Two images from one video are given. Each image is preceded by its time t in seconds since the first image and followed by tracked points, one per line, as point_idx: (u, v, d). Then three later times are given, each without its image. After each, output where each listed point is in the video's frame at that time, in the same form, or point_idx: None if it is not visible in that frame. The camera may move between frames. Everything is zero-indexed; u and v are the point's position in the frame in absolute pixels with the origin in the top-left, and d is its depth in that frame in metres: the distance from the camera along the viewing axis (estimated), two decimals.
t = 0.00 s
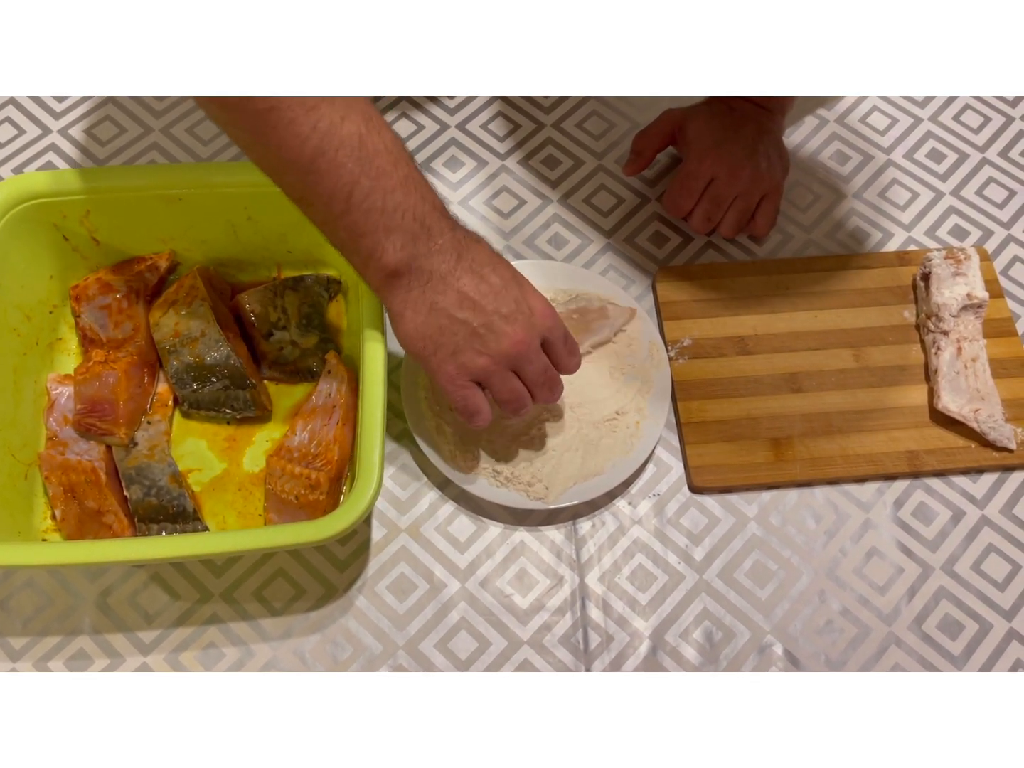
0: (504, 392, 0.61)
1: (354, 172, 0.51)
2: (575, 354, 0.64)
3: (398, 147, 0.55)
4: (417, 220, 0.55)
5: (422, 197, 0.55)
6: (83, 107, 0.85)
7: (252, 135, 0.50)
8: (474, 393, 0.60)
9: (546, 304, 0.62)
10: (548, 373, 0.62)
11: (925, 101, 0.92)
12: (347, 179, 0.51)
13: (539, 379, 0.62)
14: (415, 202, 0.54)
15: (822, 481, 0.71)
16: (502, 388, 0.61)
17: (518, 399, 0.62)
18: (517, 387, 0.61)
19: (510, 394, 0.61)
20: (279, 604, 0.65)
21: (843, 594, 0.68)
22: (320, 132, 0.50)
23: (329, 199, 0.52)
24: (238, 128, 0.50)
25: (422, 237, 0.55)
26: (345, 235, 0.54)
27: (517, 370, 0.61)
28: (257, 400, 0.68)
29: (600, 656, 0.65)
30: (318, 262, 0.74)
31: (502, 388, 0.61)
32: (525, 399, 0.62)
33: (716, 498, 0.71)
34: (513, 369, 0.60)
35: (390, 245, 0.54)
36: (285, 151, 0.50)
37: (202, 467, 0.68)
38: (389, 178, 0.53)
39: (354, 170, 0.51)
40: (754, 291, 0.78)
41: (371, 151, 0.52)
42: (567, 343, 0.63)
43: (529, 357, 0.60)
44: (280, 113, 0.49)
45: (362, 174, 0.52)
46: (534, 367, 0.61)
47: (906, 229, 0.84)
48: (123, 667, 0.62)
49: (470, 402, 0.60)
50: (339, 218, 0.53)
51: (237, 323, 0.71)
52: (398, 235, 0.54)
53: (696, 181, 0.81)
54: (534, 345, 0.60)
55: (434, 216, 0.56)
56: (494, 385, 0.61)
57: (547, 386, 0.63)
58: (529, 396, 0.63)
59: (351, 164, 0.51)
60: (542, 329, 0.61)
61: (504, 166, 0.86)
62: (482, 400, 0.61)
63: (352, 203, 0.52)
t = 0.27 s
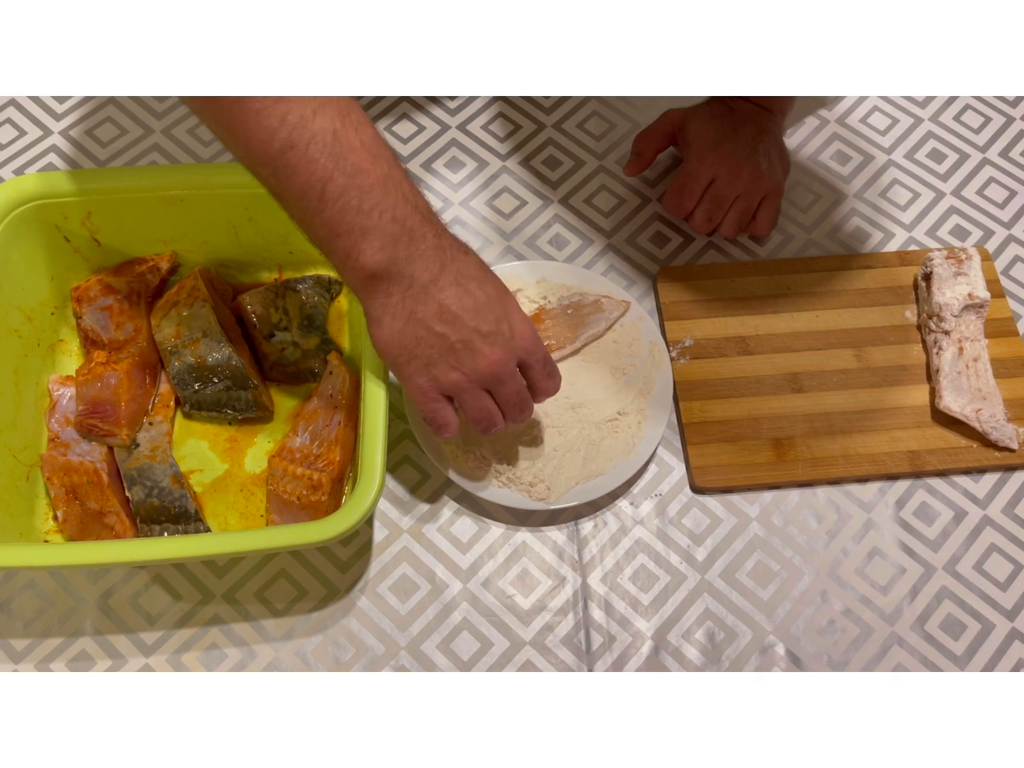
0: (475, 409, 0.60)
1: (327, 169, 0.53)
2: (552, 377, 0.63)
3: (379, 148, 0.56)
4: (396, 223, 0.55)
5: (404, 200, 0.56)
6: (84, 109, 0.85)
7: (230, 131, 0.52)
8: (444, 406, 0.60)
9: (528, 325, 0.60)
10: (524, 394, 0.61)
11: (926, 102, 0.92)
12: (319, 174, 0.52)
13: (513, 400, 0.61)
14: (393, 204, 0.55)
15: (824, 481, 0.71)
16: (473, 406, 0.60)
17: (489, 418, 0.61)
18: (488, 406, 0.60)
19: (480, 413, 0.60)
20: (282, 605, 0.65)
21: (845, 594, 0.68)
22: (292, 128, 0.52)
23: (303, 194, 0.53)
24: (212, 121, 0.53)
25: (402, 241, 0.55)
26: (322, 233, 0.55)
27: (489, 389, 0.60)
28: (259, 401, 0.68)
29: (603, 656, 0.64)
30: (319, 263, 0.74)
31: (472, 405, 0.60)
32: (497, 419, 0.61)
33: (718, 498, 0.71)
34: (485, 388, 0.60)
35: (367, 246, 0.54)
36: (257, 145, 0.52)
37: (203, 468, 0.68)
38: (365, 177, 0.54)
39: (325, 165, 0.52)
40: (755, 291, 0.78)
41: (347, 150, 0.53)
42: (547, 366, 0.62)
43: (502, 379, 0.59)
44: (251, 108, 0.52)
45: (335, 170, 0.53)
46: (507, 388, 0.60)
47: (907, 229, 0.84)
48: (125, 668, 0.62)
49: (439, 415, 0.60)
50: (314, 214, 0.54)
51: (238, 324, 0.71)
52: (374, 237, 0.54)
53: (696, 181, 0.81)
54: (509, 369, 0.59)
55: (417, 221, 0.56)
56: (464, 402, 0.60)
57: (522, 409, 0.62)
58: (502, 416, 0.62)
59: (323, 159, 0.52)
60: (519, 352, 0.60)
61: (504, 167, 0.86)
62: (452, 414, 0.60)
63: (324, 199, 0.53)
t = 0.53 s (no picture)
0: (493, 409, 0.62)
1: (373, 191, 0.51)
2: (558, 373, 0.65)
3: (413, 162, 0.54)
4: (435, 237, 0.54)
5: (440, 214, 0.55)
6: (84, 109, 0.85)
7: (273, 153, 0.49)
8: (466, 406, 0.62)
9: (545, 328, 0.63)
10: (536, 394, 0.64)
11: (925, 101, 0.92)
12: (366, 197, 0.50)
13: (528, 399, 0.64)
14: (432, 219, 0.54)
15: (824, 480, 0.71)
16: (493, 406, 0.62)
17: (506, 417, 0.63)
18: (505, 406, 0.63)
19: (499, 412, 0.63)
20: (282, 604, 0.65)
21: (845, 593, 0.68)
22: (340, 150, 0.49)
23: (349, 216, 0.51)
24: (255, 143, 0.49)
25: (440, 255, 0.55)
26: (364, 250, 0.53)
27: (508, 390, 0.62)
28: (259, 401, 0.68)
29: (603, 655, 0.65)
30: (320, 263, 0.74)
31: (492, 405, 0.62)
32: (512, 418, 0.64)
33: (717, 497, 0.71)
34: (505, 390, 0.62)
35: (408, 262, 0.54)
36: (304, 169, 0.49)
37: (203, 468, 0.68)
38: (407, 195, 0.52)
39: (372, 188, 0.50)
40: (755, 291, 0.79)
41: (390, 169, 0.51)
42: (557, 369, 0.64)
43: (521, 381, 0.62)
44: (299, 132, 0.48)
45: (381, 191, 0.51)
46: (524, 390, 0.63)
47: (906, 229, 0.85)
48: (125, 667, 0.62)
49: (461, 414, 0.62)
50: (359, 234, 0.52)
51: (238, 324, 0.72)
52: (416, 253, 0.53)
53: (696, 180, 0.81)
54: (529, 370, 0.62)
55: (452, 233, 0.56)
56: (486, 402, 0.62)
57: (533, 407, 0.65)
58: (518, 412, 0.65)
59: (369, 182, 0.50)
60: (539, 354, 0.62)
61: (504, 167, 0.86)
62: (474, 414, 0.63)
63: (371, 221, 0.51)
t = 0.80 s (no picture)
0: (476, 440, 0.62)
1: (356, 210, 0.51)
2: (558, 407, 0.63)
3: (406, 185, 0.54)
4: (420, 264, 0.54)
5: (428, 239, 0.55)
6: (82, 109, 0.85)
7: (261, 164, 0.50)
8: (450, 434, 0.61)
9: (541, 362, 0.61)
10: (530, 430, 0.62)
11: (921, 100, 0.92)
12: (348, 216, 0.51)
13: (518, 433, 0.62)
14: (419, 244, 0.54)
15: (820, 478, 0.72)
16: (477, 435, 0.62)
17: (490, 446, 0.63)
18: (490, 438, 0.62)
19: (483, 442, 0.62)
20: (279, 602, 0.65)
21: (842, 591, 0.68)
22: (325, 168, 0.50)
23: (331, 232, 0.52)
24: (245, 151, 0.50)
25: (425, 281, 0.55)
26: (347, 266, 0.54)
27: (494, 422, 0.61)
28: (257, 400, 0.68)
29: (600, 653, 0.65)
30: (317, 263, 0.74)
31: (475, 434, 0.61)
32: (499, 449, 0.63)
33: (714, 495, 0.71)
34: (490, 423, 0.61)
35: (390, 284, 0.54)
36: (288, 183, 0.50)
37: (201, 466, 0.68)
38: (393, 218, 0.53)
39: (355, 208, 0.51)
40: (752, 289, 0.79)
41: (377, 191, 0.52)
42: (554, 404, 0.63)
43: (508, 414, 0.60)
44: (284, 147, 0.49)
45: (364, 212, 0.51)
46: (512, 425, 0.61)
47: (903, 227, 0.85)
48: (123, 666, 0.62)
49: (444, 442, 0.62)
50: (342, 250, 0.53)
51: (236, 323, 0.72)
52: (398, 277, 0.54)
53: (693, 179, 0.82)
54: (518, 405, 0.60)
55: (440, 260, 0.56)
56: (469, 431, 0.61)
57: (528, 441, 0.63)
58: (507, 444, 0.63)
59: (354, 202, 0.51)
60: (532, 390, 0.61)
61: (501, 166, 0.86)
62: (457, 442, 0.62)
63: (353, 239, 0.52)
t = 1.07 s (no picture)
0: (494, 417, 0.60)
1: (365, 198, 0.53)
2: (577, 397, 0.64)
3: (409, 171, 0.56)
4: (425, 244, 0.56)
5: (432, 221, 0.57)
6: (81, 109, 0.85)
7: (270, 160, 0.51)
8: (466, 413, 0.60)
9: (546, 333, 0.61)
10: (543, 405, 0.62)
11: (918, 99, 0.92)
12: (358, 204, 0.53)
13: (533, 410, 0.61)
14: (424, 226, 0.56)
15: (818, 476, 0.72)
16: (494, 412, 0.60)
17: (509, 426, 0.61)
18: (508, 414, 0.61)
19: (500, 420, 0.61)
20: (278, 600, 0.65)
21: (840, 588, 0.68)
22: (334, 158, 0.51)
23: (341, 222, 0.53)
24: (252, 148, 0.51)
25: (430, 260, 0.57)
26: (355, 255, 0.56)
27: (510, 397, 0.60)
28: (255, 398, 0.68)
29: (598, 650, 0.65)
30: (316, 261, 0.74)
31: (492, 411, 0.60)
32: (518, 428, 0.61)
33: (712, 492, 0.71)
34: (505, 394, 0.60)
35: (398, 266, 0.56)
36: (299, 176, 0.51)
37: (200, 464, 0.69)
38: (400, 204, 0.54)
39: (365, 196, 0.52)
40: (750, 287, 0.79)
41: (384, 178, 0.54)
42: (567, 377, 0.62)
43: (522, 384, 0.60)
44: (293, 141, 0.50)
45: (373, 199, 0.53)
46: (526, 396, 0.60)
47: (900, 225, 0.85)
48: (122, 663, 0.63)
49: (461, 422, 0.60)
50: (351, 240, 0.54)
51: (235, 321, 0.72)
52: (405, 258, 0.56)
53: (691, 178, 0.82)
54: (530, 374, 0.60)
55: (443, 239, 0.58)
56: (486, 409, 0.60)
57: (545, 419, 0.62)
58: (524, 424, 0.62)
59: (363, 191, 0.53)
60: (541, 359, 0.61)
61: (500, 165, 0.86)
62: (473, 422, 0.60)
63: (363, 227, 0.54)
